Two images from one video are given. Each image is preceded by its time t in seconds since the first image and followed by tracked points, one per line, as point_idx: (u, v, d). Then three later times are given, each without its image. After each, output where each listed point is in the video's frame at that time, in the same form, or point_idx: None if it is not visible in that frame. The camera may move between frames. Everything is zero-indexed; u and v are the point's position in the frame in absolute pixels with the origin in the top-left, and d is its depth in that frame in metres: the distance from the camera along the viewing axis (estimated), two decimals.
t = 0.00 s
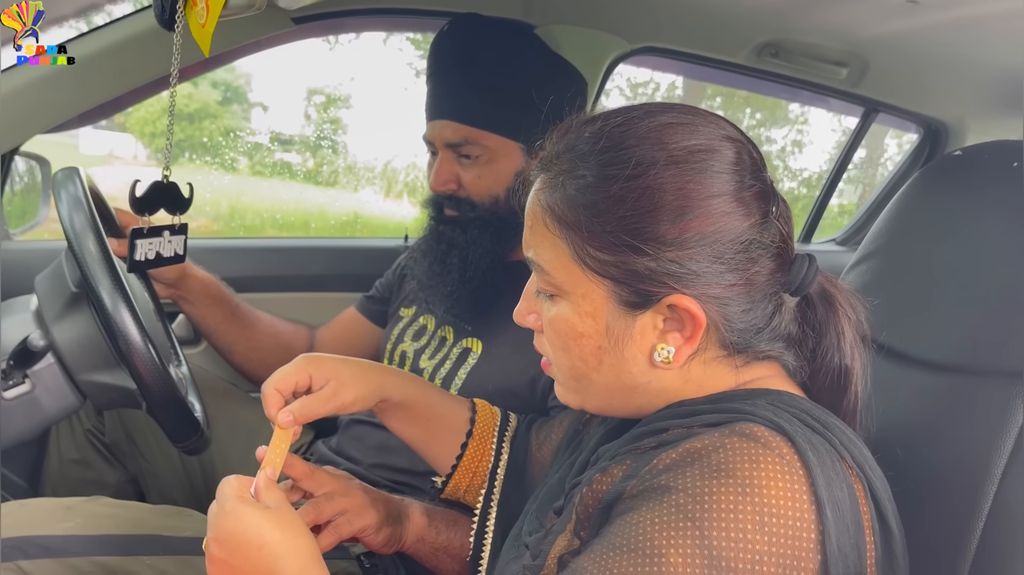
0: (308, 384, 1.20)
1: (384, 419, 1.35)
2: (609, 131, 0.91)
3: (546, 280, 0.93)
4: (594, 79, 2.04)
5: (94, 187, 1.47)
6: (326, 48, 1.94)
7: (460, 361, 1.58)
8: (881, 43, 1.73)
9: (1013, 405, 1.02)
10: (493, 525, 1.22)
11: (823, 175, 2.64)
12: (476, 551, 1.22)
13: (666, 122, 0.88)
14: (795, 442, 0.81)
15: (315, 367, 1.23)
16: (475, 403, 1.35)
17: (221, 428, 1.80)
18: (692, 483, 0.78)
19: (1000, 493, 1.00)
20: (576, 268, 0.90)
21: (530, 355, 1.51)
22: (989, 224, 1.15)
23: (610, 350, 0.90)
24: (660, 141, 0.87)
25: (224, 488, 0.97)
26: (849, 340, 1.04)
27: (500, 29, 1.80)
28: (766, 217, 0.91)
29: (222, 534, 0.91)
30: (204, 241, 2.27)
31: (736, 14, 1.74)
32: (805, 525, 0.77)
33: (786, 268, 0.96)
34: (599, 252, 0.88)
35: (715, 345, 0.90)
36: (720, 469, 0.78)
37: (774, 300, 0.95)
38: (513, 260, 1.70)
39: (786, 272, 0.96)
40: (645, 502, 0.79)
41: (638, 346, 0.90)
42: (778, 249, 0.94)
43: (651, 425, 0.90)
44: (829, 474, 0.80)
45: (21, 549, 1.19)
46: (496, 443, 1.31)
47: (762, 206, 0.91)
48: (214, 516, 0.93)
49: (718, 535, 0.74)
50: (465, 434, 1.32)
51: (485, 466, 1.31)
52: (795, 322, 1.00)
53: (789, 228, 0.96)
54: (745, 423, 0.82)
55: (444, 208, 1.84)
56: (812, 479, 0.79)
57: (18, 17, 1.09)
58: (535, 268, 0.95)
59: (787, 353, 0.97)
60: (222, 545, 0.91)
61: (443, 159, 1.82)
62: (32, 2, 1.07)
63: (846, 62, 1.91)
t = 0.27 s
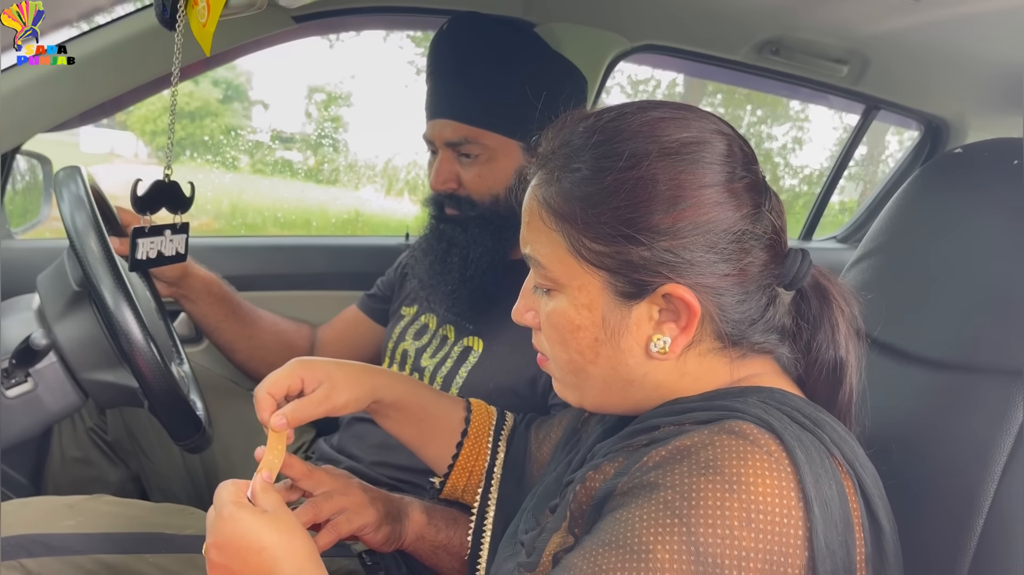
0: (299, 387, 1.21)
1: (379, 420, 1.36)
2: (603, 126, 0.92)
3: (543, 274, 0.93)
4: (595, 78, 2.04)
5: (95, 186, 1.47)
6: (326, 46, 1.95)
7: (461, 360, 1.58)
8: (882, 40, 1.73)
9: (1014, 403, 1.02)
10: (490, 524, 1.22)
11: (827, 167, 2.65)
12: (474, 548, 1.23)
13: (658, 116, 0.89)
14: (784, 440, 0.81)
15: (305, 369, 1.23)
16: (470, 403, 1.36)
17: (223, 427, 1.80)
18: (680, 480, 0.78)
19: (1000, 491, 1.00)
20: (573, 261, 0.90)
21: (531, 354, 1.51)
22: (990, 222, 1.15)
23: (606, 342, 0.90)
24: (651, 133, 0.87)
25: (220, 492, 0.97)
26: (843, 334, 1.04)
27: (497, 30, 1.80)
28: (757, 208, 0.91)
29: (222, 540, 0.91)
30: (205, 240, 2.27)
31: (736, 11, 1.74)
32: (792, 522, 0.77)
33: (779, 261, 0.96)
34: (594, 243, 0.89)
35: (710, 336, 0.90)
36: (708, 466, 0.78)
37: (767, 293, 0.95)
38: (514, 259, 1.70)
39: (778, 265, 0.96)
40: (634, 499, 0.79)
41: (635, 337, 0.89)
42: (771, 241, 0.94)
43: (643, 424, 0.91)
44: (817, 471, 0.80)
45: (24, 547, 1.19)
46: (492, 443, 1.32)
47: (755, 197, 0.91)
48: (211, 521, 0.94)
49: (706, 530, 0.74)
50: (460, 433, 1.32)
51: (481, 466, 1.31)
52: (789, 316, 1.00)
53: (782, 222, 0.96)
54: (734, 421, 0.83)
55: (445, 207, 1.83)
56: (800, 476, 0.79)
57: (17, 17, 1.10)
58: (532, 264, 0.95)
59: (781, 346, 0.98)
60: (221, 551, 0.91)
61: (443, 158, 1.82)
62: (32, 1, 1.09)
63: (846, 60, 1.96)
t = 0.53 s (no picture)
0: (288, 398, 1.23)
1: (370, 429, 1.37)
2: (601, 122, 0.92)
3: (541, 269, 0.93)
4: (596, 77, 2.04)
5: (96, 186, 1.47)
6: (327, 44, 1.93)
7: (462, 359, 1.59)
8: (885, 36, 1.72)
9: (1016, 401, 1.01)
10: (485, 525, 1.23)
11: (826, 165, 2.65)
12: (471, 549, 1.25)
13: (655, 114, 0.90)
14: (769, 432, 0.81)
15: (296, 384, 1.25)
16: (461, 409, 1.36)
17: (225, 426, 1.81)
18: (666, 472, 0.79)
19: (1001, 489, 0.99)
20: (571, 254, 0.90)
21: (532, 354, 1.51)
22: (991, 220, 1.14)
23: (603, 335, 0.90)
24: (648, 129, 0.88)
25: (218, 494, 0.97)
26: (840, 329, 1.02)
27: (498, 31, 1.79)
28: (752, 203, 0.91)
29: (220, 541, 0.91)
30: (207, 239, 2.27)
31: (737, 9, 1.74)
32: (776, 513, 0.77)
33: (774, 257, 0.96)
34: (591, 236, 0.89)
35: (705, 330, 0.90)
36: (694, 458, 0.79)
37: (762, 289, 0.95)
38: (515, 258, 1.70)
39: (773, 261, 0.96)
40: (622, 491, 0.81)
41: (630, 330, 0.89)
42: (766, 236, 0.94)
43: (635, 419, 0.91)
44: (803, 462, 0.80)
45: (26, 547, 1.20)
46: (485, 445, 1.32)
47: (750, 193, 0.91)
48: (210, 522, 0.94)
49: (690, 520, 0.74)
50: (452, 437, 1.33)
51: (474, 468, 1.31)
52: (782, 312, 1.00)
53: (778, 219, 0.96)
54: (722, 414, 0.83)
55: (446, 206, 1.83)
56: (785, 467, 0.79)
57: (18, 17, 1.12)
58: (530, 260, 0.95)
59: (775, 342, 0.97)
60: (220, 551, 0.91)
61: (443, 157, 1.82)
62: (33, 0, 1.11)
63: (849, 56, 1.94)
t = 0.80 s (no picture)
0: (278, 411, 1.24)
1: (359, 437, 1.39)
2: (600, 122, 0.92)
3: (541, 268, 0.93)
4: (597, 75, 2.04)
5: (98, 187, 1.47)
6: (326, 42, 1.94)
7: (464, 360, 1.59)
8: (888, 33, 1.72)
9: (1018, 400, 1.01)
10: (483, 528, 1.23)
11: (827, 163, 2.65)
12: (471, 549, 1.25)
13: (654, 113, 0.89)
14: (762, 426, 0.80)
15: (285, 396, 1.26)
16: (451, 412, 1.38)
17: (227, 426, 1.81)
18: (660, 466, 0.78)
19: (1006, 489, 0.98)
20: (570, 253, 0.90)
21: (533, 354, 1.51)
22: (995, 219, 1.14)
23: (602, 334, 0.89)
24: (647, 129, 0.87)
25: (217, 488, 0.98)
26: (839, 329, 1.02)
27: (503, 31, 1.79)
28: (750, 203, 0.90)
29: (218, 533, 0.91)
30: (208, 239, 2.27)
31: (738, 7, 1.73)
32: (769, 505, 0.76)
33: (773, 257, 0.95)
34: (590, 235, 0.88)
35: (704, 329, 0.90)
36: (687, 451, 0.79)
37: (761, 288, 0.94)
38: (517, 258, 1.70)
39: (772, 261, 0.95)
40: (616, 484, 0.80)
41: (629, 329, 0.89)
42: (764, 236, 0.93)
43: (633, 415, 0.91)
44: (796, 455, 0.80)
45: (29, 549, 1.20)
46: (476, 445, 1.32)
47: (748, 193, 0.91)
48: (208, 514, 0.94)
49: (682, 512, 0.74)
50: (443, 440, 1.34)
51: (468, 468, 1.32)
52: (781, 311, 0.99)
53: (777, 219, 0.96)
54: (716, 409, 0.83)
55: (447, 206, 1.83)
56: (778, 460, 0.78)
57: (17, 17, 1.11)
58: (530, 259, 0.94)
59: (774, 341, 0.97)
60: (217, 544, 0.90)
61: (444, 157, 1.81)
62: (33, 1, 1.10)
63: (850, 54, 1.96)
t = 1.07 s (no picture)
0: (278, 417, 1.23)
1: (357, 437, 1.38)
2: (601, 120, 0.92)
3: (543, 266, 0.92)
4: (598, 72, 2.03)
5: (99, 186, 1.46)
6: (326, 40, 1.92)
7: (466, 359, 1.58)
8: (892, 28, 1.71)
9: None
10: (482, 525, 1.23)
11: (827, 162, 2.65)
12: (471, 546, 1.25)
13: (655, 111, 0.88)
14: (763, 421, 0.80)
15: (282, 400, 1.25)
16: (447, 409, 1.37)
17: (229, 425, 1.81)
18: (661, 461, 0.78)
19: (1013, 488, 0.98)
20: (572, 252, 0.89)
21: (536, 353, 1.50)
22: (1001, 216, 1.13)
23: (605, 333, 0.89)
24: (648, 128, 0.87)
25: (220, 477, 0.97)
26: (843, 324, 1.01)
27: (504, 29, 1.78)
28: (754, 201, 0.90)
29: (219, 521, 0.91)
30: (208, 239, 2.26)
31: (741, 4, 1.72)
32: (770, 500, 0.76)
33: (776, 256, 0.95)
34: (593, 235, 0.88)
35: (706, 328, 0.89)
36: (688, 447, 0.79)
37: (764, 286, 0.94)
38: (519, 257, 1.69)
39: (775, 260, 0.95)
40: (618, 479, 0.80)
41: (632, 328, 0.88)
42: (767, 235, 0.93)
43: (633, 410, 0.91)
44: (797, 450, 0.79)
45: (32, 550, 1.19)
46: (473, 441, 1.31)
47: (751, 191, 0.90)
48: (209, 503, 0.93)
49: (682, 506, 0.74)
50: (440, 435, 1.34)
51: (466, 464, 1.31)
52: (784, 309, 0.99)
53: (779, 218, 0.96)
54: (717, 405, 0.83)
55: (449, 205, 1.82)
56: (779, 455, 0.78)
57: (18, 16, 0.88)
58: (532, 258, 0.94)
59: (777, 339, 0.96)
60: (218, 532, 0.90)
61: (446, 156, 1.81)
62: None
63: (851, 52, 2.02)
